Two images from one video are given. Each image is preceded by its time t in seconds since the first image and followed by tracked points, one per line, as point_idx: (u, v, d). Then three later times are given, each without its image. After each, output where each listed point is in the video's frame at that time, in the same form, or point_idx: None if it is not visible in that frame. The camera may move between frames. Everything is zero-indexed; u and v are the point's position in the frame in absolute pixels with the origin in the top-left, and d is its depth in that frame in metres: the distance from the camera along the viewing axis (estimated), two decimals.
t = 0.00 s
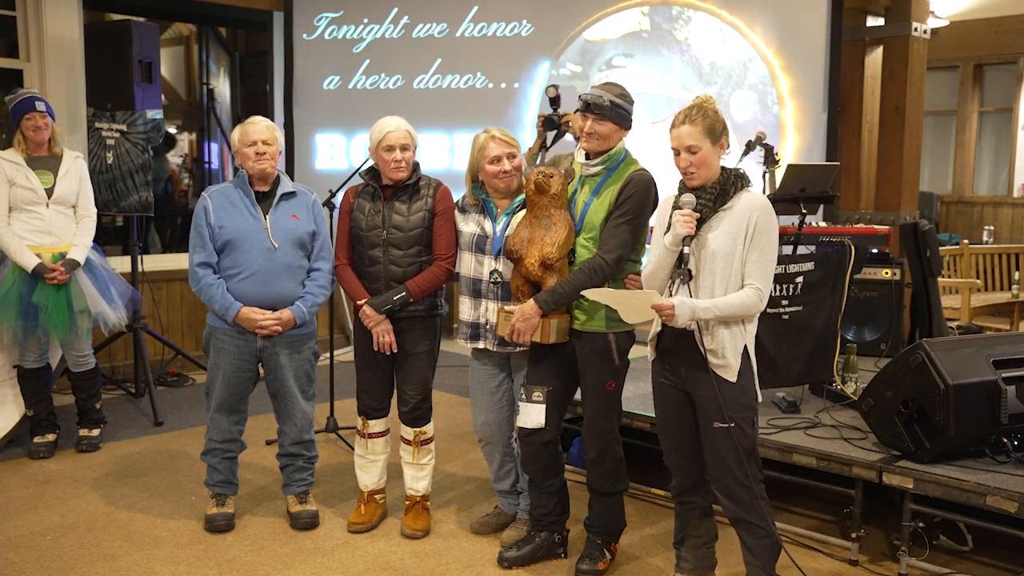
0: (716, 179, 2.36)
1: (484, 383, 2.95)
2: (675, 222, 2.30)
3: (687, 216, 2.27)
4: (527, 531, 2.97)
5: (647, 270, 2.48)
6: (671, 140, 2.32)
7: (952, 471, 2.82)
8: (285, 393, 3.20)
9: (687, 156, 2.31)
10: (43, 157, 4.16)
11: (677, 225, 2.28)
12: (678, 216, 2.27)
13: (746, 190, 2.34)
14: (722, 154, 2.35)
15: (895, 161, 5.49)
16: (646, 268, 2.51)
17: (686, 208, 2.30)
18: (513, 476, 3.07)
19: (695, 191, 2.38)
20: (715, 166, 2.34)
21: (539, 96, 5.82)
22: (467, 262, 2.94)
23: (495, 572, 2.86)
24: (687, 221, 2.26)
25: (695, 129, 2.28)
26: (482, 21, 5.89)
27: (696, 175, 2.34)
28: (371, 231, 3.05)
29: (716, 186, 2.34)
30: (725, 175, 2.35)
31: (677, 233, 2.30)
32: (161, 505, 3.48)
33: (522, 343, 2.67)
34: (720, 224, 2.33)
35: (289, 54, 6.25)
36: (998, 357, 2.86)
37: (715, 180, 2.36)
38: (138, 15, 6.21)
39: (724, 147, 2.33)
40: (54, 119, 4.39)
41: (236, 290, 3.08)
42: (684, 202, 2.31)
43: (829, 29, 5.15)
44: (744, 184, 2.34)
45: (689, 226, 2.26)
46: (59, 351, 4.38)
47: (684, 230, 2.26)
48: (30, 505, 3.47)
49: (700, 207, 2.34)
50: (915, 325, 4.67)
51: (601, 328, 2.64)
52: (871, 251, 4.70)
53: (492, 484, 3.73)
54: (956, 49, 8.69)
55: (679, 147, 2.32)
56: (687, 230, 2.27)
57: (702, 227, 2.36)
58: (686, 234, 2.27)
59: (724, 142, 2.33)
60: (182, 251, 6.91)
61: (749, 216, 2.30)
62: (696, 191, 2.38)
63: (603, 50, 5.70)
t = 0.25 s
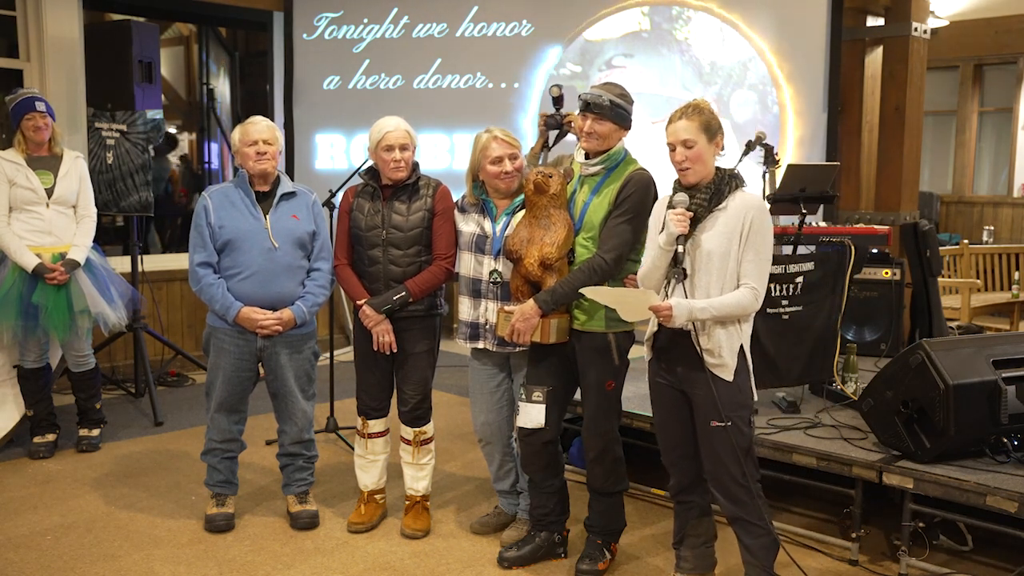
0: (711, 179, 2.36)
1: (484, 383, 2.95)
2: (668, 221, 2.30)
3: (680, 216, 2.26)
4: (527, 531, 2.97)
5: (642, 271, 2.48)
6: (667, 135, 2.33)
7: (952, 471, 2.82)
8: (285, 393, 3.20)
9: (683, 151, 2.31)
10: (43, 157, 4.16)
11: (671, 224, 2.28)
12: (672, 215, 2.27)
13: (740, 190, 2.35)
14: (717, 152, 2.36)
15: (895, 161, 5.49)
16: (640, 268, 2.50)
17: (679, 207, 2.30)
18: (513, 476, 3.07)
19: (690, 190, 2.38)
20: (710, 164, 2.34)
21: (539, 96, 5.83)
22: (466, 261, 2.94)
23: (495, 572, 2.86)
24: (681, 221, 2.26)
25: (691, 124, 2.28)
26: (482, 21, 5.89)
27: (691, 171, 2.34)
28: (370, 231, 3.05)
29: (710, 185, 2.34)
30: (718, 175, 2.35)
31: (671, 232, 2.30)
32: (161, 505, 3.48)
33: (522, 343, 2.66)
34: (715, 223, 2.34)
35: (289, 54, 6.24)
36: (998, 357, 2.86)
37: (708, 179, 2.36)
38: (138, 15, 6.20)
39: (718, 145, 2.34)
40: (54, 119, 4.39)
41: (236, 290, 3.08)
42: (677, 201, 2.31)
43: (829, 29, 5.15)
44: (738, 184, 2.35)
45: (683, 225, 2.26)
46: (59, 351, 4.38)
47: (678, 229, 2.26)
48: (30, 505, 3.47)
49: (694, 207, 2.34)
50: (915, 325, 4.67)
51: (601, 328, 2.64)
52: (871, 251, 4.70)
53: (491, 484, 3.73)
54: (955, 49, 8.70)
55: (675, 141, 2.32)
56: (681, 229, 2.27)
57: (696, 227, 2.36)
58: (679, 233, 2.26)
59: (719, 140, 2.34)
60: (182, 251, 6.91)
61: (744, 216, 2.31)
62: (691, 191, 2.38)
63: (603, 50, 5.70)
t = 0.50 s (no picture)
0: (709, 179, 2.36)
1: (483, 383, 2.95)
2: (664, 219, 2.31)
3: (677, 214, 2.28)
4: (527, 530, 2.97)
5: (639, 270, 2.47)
6: (669, 129, 2.33)
7: (952, 471, 2.82)
8: (285, 393, 3.20)
9: (684, 146, 2.31)
10: (44, 157, 4.16)
11: (667, 222, 2.29)
12: (668, 213, 2.28)
13: (738, 190, 2.36)
14: (717, 152, 2.37)
15: (895, 161, 5.49)
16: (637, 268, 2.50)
17: (675, 205, 2.31)
18: (513, 476, 3.07)
19: (689, 189, 2.39)
20: (709, 161, 2.35)
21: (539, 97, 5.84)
22: (466, 262, 2.94)
23: (495, 572, 2.86)
24: (677, 218, 2.28)
25: (696, 120, 2.29)
26: (483, 21, 5.89)
27: (691, 169, 2.34)
28: (370, 231, 3.05)
29: (708, 185, 2.35)
30: (716, 174, 2.36)
31: (667, 231, 2.30)
32: (161, 505, 3.48)
33: (522, 343, 2.66)
34: (713, 223, 2.34)
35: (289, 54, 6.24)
36: (998, 357, 2.86)
37: (707, 179, 2.37)
38: (138, 15, 6.20)
39: (719, 144, 2.35)
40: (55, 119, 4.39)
41: (236, 290, 3.08)
42: (673, 199, 2.32)
43: (829, 29, 5.15)
44: (735, 184, 2.36)
45: (678, 223, 2.27)
46: (58, 351, 4.39)
47: (673, 227, 2.27)
48: (30, 505, 3.47)
49: (692, 207, 2.35)
50: (915, 325, 4.67)
51: (600, 328, 2.64)
52: (871, 251, 4.70)
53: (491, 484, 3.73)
54: (955, 49, 8.71)
55: (677, 136, 2.32)
56: (677, 227, 2.28)
57: (694, 227, 2.37)
58: (675, 231, 2.27)
59: (720, 139, 2.35)
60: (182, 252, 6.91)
61: (742, 216, 2.32)
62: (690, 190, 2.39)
63: (603, 50, 5.70)
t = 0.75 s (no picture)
0: (709, 180, 2.37)
1: (483, 383, 2.95)
2: (669, 217, 2.30)
3: (682, 212, 2.28)
4: (527, 530, 2.97)
5: (638, 269, 2.45)
6: (672, 134, 2.32)
7: (952, 471, 2.82)
8: (285, 393, 3.20)
9: (686, 151, 2.31)
10: (44, 157, 4.15)
11: (673, 220, 2.28)
12: (674, 212, 2.28)
13: (736, 191, 2.37)
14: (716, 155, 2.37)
15: (895, 161, 5.49)
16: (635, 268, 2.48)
17: (680, 204, 2.31)
18: (513, 476, 3.07)
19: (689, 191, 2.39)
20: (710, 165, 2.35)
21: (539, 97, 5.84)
22: (465, 262, 2.94)
23: (495, 572, 2.86)
24: (683, 217, 2.28)
25: (696, 124, 2.29)
26: (483, 21, 5.89)
27: (693, 171, 2.34)
28: (370, 231, 3.05)
29: (708, 186, 2.35)
30: (716, 176, 2.36)
31: (672, 229, 2.30)
32: (161, 505, 3.48)
33: (521, 343, 2.67)
34: (714, 222, 2.34)
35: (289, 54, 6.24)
36: (998, 357, 2.86)
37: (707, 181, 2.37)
38: (138, 15, 6.20)
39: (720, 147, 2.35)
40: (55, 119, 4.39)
41: (235, 289, 3.08)
42: (679, 198, 2.32)
43: (830, 29, 5.15)
44: (734, 185, 2.37)
45: (685, 221, 2.27)
46: (58, 351, 4.39)
47: (679, 226, 2.27)
48: (30, 505, 3.47)
49: (694, 206, 2.35)
50: (915, 325, 4.67)
51: (599, 328, 2.64)
52: (871, 250, 4.70)
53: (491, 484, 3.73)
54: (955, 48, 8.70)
55: (679, 141, 2.31)
56: (683, 226, 2.28)
57: (695, 226, 2.37)
58: (682, 230, 2.27)
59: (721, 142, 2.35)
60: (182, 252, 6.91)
61: (744, 216, 2.33)
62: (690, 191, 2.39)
63: (603, 50, 5.70)
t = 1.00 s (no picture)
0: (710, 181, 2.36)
1: (483, 383, 2.95)
2: (673, 218, 2.27)
3: (686, 213, 2.24)
4: (527, 530, 2.97)
5: (639, 269, 2.44)
6: (676, 139, 2.32)
7: (952, 471, 2.82)
8: (285, 393, 3.20)
9: (691, 156, 2.31)
10: (44, 157, 4.15)
11: (676, 222, 2.25)
12: (677, 213, 2.24)
13: (736, 191, 2.38)
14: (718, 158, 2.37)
15: (895, 161, 5.49)
16: (635, 268, 2.47)
17: (684, 206, 2.27)
18: (513, 476, 3.07)
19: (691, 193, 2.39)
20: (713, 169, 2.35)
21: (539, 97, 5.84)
22: (465, 261, 2.94)
23: (496, 572, 2.86)
24: (687, 219, 2.24)
25: (700, 129, 2.29)
26: (483, 21, 5.89)
27: (696, 175, 2.34)
28: (369, 231, 3.05)
29: (709, 186, 2.34)
30: (717, 177, 2.36)
31: (676, 230, 2.27)
32: (161, 505, 3.48)
33: (521, 343, 2.66)
34: (716, 224, 2.34)
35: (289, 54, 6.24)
36: (998, 357, 2.86)
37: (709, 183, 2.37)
38: (138, 15, 6.20)
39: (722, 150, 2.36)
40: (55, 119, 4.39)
41: (235, 289, 3.08)
42: (682, 199, 2.28)
43: (830, 29, 5.15)
44: (733, 187, 2.37)
45: (688, 223, 2.23)
46: (58, 351, 4.40)
47: (684, 227, 2.23)
48: (30, 505, 3.47)
49: (696, 206, 2.34)
50: (915, 325, 4.67)
51: (599, 327, 2.64)
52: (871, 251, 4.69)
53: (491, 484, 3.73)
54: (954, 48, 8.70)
55: (684, 146, 2.31)
56: (687, 227, 2.24)
57: (696, 226, 2.36)
58: (685, 231, 2.24)
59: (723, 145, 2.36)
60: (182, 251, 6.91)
61: (745, 218, 2.33)
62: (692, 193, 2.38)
63: (603, 50, 5.70)
